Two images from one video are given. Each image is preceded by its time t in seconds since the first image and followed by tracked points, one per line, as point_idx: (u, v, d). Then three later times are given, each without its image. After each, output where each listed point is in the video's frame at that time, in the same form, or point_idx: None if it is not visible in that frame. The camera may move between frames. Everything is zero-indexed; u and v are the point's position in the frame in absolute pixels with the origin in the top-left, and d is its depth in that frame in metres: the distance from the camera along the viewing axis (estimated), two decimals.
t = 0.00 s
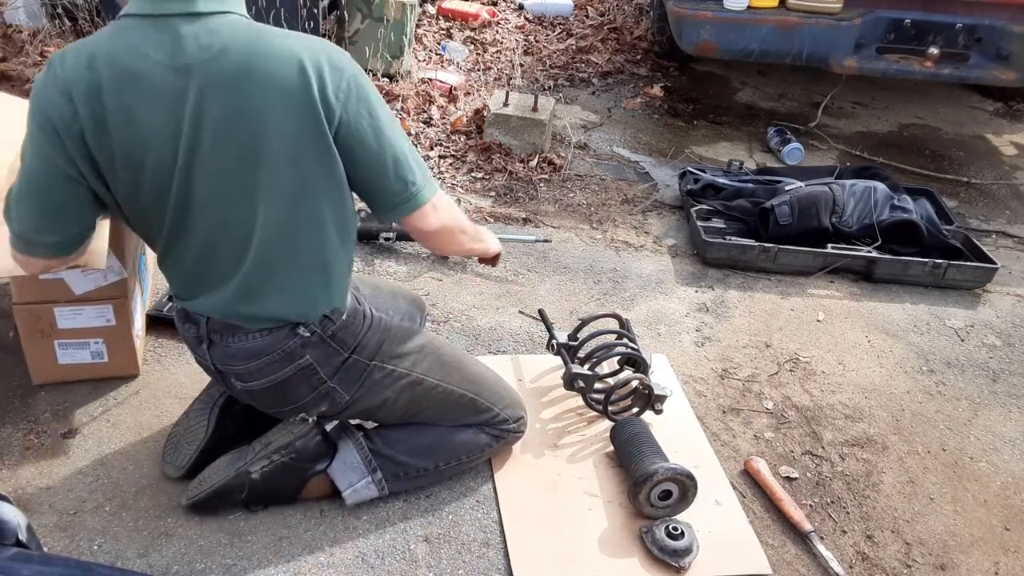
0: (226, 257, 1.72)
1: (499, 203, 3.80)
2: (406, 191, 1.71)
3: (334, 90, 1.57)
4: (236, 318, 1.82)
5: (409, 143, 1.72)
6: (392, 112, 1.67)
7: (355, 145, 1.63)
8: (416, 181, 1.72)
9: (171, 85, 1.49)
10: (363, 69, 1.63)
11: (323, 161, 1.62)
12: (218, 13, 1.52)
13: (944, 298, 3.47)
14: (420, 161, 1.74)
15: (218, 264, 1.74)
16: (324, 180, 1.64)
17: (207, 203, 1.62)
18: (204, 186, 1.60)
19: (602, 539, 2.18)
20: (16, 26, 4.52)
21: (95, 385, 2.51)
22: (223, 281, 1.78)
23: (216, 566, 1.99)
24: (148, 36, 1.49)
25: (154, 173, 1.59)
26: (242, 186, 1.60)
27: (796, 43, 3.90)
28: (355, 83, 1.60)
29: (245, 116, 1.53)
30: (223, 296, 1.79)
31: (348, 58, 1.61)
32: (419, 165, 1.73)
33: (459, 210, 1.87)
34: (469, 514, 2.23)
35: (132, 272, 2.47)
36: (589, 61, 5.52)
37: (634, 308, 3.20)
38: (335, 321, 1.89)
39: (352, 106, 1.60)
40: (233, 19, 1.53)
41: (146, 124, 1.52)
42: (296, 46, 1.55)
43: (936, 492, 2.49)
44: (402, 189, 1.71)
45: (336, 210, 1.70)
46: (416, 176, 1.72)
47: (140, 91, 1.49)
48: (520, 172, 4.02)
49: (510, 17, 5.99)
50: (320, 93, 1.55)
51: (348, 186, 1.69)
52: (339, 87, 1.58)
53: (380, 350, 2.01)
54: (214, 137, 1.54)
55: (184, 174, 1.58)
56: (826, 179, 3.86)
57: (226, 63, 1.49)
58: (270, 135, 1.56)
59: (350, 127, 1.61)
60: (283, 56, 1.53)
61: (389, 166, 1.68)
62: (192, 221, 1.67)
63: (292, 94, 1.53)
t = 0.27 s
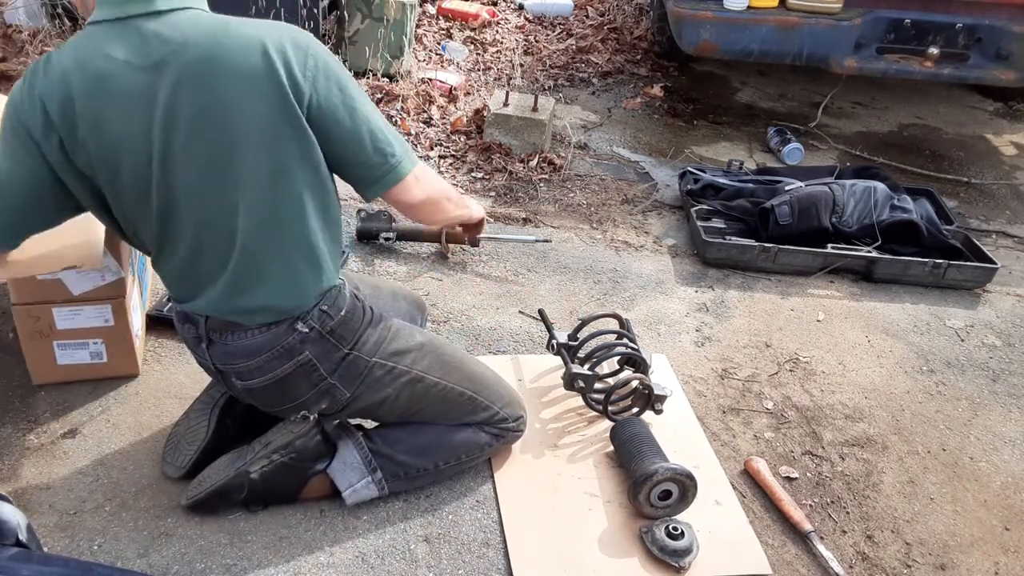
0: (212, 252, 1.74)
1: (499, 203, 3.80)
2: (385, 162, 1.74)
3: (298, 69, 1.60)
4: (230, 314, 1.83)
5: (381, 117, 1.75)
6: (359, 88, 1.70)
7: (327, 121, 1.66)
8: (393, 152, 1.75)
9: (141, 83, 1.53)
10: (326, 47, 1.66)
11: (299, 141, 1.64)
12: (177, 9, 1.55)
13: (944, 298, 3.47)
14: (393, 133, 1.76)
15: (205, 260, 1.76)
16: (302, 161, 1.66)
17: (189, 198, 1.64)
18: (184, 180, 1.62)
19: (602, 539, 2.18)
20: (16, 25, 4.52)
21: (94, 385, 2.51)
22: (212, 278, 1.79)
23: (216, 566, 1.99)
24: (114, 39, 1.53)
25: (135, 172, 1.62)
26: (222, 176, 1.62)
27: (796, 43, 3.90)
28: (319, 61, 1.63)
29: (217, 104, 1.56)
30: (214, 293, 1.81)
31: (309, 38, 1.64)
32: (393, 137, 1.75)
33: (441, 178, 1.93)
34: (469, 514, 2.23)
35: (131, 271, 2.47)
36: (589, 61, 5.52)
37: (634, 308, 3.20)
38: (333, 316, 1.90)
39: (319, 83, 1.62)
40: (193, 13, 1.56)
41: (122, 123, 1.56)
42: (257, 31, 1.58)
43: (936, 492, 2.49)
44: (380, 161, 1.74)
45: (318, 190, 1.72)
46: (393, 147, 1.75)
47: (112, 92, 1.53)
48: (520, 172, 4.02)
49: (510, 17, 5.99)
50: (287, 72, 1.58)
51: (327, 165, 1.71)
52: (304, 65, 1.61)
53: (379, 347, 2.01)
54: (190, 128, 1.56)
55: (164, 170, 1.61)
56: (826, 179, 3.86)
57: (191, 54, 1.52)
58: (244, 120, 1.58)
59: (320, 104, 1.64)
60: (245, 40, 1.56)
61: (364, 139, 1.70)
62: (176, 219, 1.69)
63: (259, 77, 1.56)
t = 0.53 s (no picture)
0: (199, 250, 1.73)
1: (499, 203, 3.80)
2: (366, 150, 1.71)
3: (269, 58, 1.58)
4: (223, 312, 1.82)
5: (361, 105, 1.72)
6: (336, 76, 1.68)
7: (304, 110, 1.64)
8: (375, 139, 1.71)
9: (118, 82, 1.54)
10: (301, 37, 1.65)
11: (278, 132, 1.63)
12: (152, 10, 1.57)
13: (944, 299, 3.47)
14: (375, 120, 1.73)
15: (194, 259, 1.75)
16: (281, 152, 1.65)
17: (173, 196, 1.64)
18: (164, 178, 1.62)
19: (602, 539, 2.18)
20: (16, 25, 4.52)
21: (94, 385, 2.51)
22: (202, 275, 1.79)
23: (216, 566, 1.99)
24: (89, 42, 1.55)
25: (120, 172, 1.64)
26: (202, 172, 1.62)
27: (796, 43, 3.90)
28: (290, 50, 1.61)
29: (194, 97, 1.56)
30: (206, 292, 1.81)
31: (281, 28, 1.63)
32: (374, 123, 1.72)
33: (432, 165, 1.89)
34: (469, 514, 2.23)
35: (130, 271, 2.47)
36: (589, 61, 5.52)
37: (634, 308, 3.20)
38: (330, 312, 1.92)
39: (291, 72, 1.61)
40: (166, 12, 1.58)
41: (102, 123, 1.57)
42: (228, 25, 1.58)
43: (936, 492, 2.49)
44: (360, 149, 1.70)
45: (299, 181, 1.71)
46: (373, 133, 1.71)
47: (90, 92, 1.55)
48: (520, 172, 4.02)
49: (510, 17, 5.99)
50: (260, 62, 1.57)
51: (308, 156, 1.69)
52: (277, 55, 1.60)
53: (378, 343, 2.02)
54: (166, 124, 1.57)
55: (144, 168, 1.62)
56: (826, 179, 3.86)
57: (166, 50, 1.53)
58: (219, 113, 1.58)
59: (294, 93, 1.62)
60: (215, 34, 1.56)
61: (343, 126, 1.67)
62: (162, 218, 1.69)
63: (233, 67, 1.56)
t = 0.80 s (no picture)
0: (193, 252, 1.73)
1: (499, 203, 3.80)
2: (360, 159, 1.70)
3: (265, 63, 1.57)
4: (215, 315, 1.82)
5: (357, 114, 1.71)
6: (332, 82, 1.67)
7: (300, 118, 1.63)
8: (369, 148, 1.70)
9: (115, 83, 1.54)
10: (298, 41, 1.64)
11: (273, 138, 1.63)
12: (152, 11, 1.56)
13: (944, 299, 3.47)
14: (370, 129, 1.72)
15: (187, 261, 1.75)
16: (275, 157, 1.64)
17: (167, 198, 1.64)
18: (161, 180, 1.62)
19: (602, 539, 2.18)
20: (16, 25, 4.52)
21: (94, 385, 2.51)
22: (195, 278, 1.79)
23: (216, 566, 1.99)
24: (89, 42, 1.55)
25: (114, 172, 1.63)
26: (197, 175, 1.62)
27: (796, 43, 3.90)
28: (286, 55, 1.60)
29: (190, 101, 1.55)
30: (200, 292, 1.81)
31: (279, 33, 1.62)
32: (369, 132, 1.71)
33: (423, 177, 1.87)
34: (470, 514, 2.23)
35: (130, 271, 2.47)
36: (588, 61, 5.52)
37: (634, 308, 3.20)
38: (331, 315, 1.91)
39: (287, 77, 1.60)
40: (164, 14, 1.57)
41: (98, 123, 1.57)
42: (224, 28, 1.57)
43: (936, 492, 2.49)
44: (354, 158, 1.69)
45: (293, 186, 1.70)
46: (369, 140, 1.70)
47: (87, 92, 1.54)
48: (520, 171, 4.02)
49: (510, 17, 5.99)
50: (258, 68, 1.57)
51: (303, 164, 1.68)
52: (275, 61, 1.59)
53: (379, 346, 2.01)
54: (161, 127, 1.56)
55: (141, 170, 1.61)
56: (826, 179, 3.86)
57: (164, 53, 1.53)
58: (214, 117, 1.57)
59: (289, 98, 1.61)
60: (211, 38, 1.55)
61: (338, 135, 1.66)
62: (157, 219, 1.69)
63: (230, 73, 1.55)
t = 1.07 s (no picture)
0: (190, 255, 1.73)
1: (499, 203, 3.80)
2: (356, 168, 1.67)
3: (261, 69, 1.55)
4: (212, 317, 1.82)
5: (356, 121, 1.68)
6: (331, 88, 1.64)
7: (297, 125, 1.60)
8: (365, 158, 1.67)
9: (115, 85, 1.54)
10: (297, 46, 1.61)
11: (270, 144, 1.61)
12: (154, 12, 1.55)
13: (944, 298, 3.47)
14: (369, 137, 1.69)
15: (186, 263, 1.75)
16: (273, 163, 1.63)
17: (165, 200, 1.64)
18: (160, 184, 1.62)
19: (602, 539, 2.18)
20: (16, 26, 4.52)
21: (94, 385, 2.51)
22: (195, 280, 1.79)
23: (216, 566, 1.99)
24: (92, 44, 1.55)
25: (113, 174, 1.63)
26: (194, 180, 1.61)
27: (796, 43, 3.90)
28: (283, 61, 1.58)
29: (187, 105, 1.54)
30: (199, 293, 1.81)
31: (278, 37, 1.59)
32: (367, 140, 1.68)
33: (430, 195, 1.85)
34: (470, 514, 2.23)
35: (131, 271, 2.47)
36: (589, 61, 5.52)
37: (634, 308, 3.20)
38: (330, 319, 1.91)
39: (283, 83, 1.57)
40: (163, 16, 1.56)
41: (98, 125, 1.57)
42: (222, 32, 1.55)
43: (936, 492, 2.49)
44: (350, 167, 1.66)
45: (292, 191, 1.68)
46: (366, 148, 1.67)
47: (88, 95, 1.55)
48: (520, 172, 4.02)
49: (510, 17, 5.99)
50: (255, 73, 1.55)
51: (300, 170, 1.66)
52: (274, 66, 1.57)
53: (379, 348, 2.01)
54: (159, 131, 1.56)
55: (140, 173, 1.61)
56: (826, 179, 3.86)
57: (163, 55, 1.52)
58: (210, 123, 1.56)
59: (285, 105, 1.58)
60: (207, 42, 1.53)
61: (335, 143, 1.64)
62: (156, 221, 1.69)
63: (227, 77, 1.54)
